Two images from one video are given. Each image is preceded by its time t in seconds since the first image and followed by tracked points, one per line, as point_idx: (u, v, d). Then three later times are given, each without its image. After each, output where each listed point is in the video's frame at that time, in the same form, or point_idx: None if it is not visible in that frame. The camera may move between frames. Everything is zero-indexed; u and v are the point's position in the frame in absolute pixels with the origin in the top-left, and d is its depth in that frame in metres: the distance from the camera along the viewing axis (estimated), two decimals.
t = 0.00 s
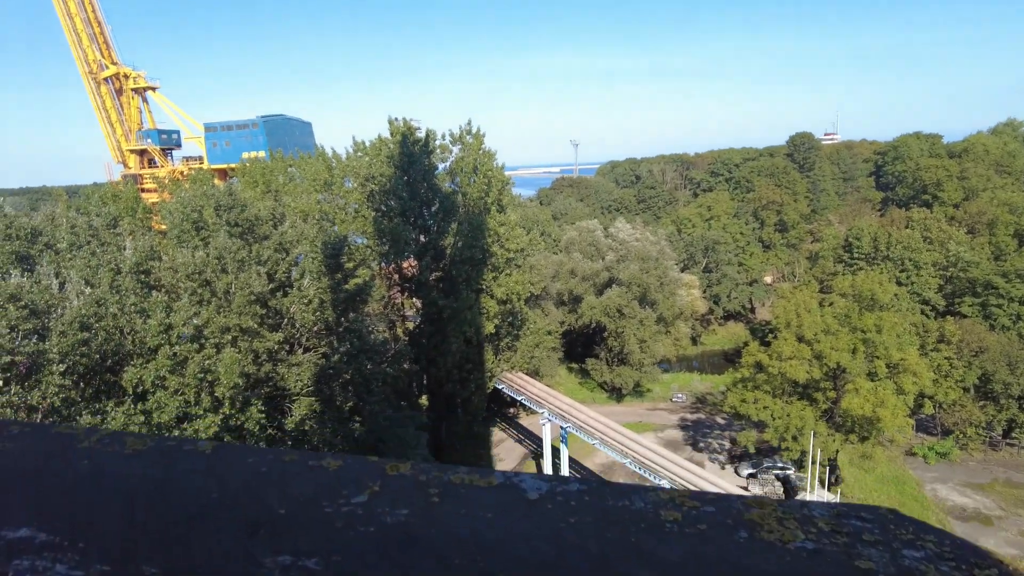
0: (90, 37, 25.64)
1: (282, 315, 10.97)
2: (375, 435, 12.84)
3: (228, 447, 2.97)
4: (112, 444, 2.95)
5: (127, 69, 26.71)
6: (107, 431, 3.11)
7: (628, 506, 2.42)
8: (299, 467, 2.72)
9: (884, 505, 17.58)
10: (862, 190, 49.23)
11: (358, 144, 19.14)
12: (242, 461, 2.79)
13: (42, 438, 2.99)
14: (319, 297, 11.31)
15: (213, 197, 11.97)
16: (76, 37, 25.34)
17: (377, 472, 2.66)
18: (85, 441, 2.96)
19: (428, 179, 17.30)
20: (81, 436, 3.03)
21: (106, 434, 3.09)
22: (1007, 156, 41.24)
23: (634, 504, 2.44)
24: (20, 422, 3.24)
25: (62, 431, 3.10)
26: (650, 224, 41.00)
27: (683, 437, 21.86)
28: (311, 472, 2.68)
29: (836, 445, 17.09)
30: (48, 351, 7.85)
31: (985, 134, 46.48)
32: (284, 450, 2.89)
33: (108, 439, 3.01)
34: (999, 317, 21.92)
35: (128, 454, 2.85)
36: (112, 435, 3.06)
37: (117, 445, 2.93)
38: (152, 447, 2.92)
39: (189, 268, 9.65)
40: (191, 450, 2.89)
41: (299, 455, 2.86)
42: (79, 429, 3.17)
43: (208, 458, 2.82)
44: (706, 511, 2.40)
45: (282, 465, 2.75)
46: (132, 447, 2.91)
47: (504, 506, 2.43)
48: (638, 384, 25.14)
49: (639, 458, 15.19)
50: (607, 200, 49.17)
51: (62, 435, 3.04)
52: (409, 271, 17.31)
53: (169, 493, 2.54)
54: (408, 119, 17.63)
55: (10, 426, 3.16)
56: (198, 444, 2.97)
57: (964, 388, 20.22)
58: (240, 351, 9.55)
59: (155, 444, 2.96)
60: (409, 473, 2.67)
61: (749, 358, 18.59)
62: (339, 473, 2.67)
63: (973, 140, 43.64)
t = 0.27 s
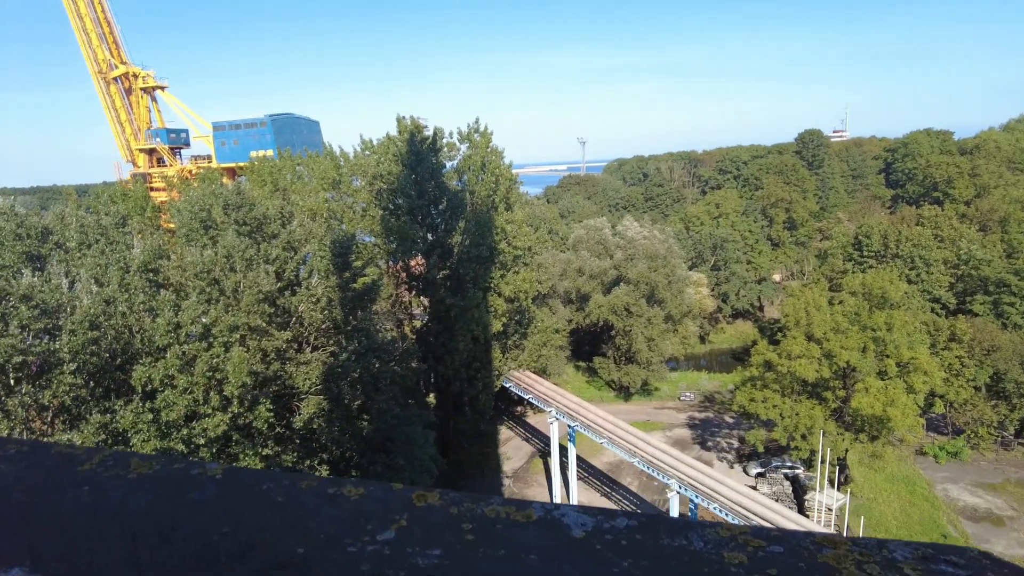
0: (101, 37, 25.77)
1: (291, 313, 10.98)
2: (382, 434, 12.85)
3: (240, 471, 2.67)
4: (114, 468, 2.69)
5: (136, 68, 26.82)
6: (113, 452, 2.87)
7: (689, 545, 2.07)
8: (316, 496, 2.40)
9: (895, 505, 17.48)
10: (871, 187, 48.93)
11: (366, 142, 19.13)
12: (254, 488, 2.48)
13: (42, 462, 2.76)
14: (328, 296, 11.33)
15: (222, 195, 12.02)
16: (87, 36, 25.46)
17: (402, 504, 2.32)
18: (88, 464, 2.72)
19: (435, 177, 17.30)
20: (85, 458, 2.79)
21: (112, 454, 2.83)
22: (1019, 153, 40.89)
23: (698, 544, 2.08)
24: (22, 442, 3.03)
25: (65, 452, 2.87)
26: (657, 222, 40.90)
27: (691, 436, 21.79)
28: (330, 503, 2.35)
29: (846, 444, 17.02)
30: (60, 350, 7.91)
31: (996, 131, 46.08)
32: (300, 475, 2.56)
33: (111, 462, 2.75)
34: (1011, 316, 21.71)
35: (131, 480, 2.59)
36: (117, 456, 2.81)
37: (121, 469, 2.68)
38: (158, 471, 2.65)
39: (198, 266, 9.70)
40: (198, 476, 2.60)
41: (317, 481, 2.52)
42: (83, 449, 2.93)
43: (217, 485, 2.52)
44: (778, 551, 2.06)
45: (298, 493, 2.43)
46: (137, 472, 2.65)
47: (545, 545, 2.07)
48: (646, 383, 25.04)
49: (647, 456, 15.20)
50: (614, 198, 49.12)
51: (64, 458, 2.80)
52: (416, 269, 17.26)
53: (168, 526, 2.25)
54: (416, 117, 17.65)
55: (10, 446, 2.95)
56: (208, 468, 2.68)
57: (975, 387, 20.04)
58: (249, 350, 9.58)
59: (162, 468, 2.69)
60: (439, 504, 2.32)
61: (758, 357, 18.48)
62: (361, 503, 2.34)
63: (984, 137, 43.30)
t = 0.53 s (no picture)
0: (107, 38, 25.88)
1: (297, 313, 10.98)
2: (387, 433, 12.88)
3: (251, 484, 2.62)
4: (119, 480, 2.63)
5: (142, 69, 26.92)
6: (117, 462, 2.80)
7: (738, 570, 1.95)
8: (333, 513, 2.33)
9: (901, 506, 17.42)
10: (878, 186, 48.71)
11: (371, 142, 19.12)
12: (267, 503, 2.42)
13: (45, 472, 2.70)
14: (333, 295, 11.32)
15: (228, 194, 12.03)
16: (93, 37, 25.59)
17: (426, 522, 2.24)
18: (93, 477, 2.66)
19: (440, 176, 17.32)
20: (88, 469, 2.73)
21: (116, 465, 2.78)
22: None
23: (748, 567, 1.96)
24: (24, 451, 2.97)
25: (67, 462, 2.80)
26: (663, 222, 40.77)
27: (696, 436, 21.75)
28: (348, 519, 2.29)
29: (852, 445, 16.96)
30: (66, 350, 7.91)
31: (1004, 130, 45.76)
32: (314, 489, 2.51)
33: (116, 473, 2.69)
34: (1019, 315, 21.57)
35: (137, 492, 2.53)
36: (121, 467, 2.75)
37: (126, 481, 2.62)
38: (165, 484, 2.59)
39: (204, 266, 9.71)
40: (208, 489, 2.54)
41: (333, 496, 2.48)
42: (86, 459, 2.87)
43: (227, 499, 2.47)
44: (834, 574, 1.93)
45: (314, 509, 2.37)
46: (142, 484, 2.59)
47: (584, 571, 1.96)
48: (650, 383, 25.01)
49: (652, 457, 15.15)
50: (619, 197, 49.05)
51: (66, 468, 2.73)
52: (421, 269, 17.32)
53: (179, 547, 2.19)
54: (422, 117, 17.68)
55: (11, 456, 2.88)
56: (217, 480, 2.63)
57: (983, 387, 19.93)
58: (254, 349, 9.59)
59: (168, 480, 2.63)
60: (467, 522, 2.23)
61: (764, 357, 18.41)
62: (383, 520, 2.27)
63: (992, 136, 42.98)
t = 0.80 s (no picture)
0: (111, 37, 25.98)
1: (301, 312, 10.97)
2: (392, 432, 12.89)
3: (267, 493, 2.47)
4: (129, 488, 2.45)
5: (146, 68, 26.97)
6: (125, 468, 2.63)
7: None
8: (356, 525, 2.19)
9: (906, 505, 17.38)
10: (882, 185, 48.56)
11: (375, 141, 19.11)
12: (286, 514, 2.27)
13: (49, 479, 2.52)
14: (338, 294, 11.32)
15: (232, 193, 12.03)
16: (98, 36, 25.69)
17: (455, 535, 2.11)
18: (101, 483, 2.48)
19: (444, 175, 17.41)
20: (96, 476, 2.55)
21: (125, 471, 2.61)
22: None
23: None
24: (27, 456, 2.80)
25: (73, 467, 2.63)
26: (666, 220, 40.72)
27: (700, 435, 21.72)
28: (373, 531, 2.16)
29: (857, 444, 16.91)
30: (71, 349, 7.92)
31: (1010, 128, 45.55)
32: (334, 497, 2.38)
33: (126, 481, 2.52)
34: None
35: (148, 501, 2.36)
36: (130, 473, 2.58)
37: (136, 489, 2.45)
38: (178, 492, 2.43)
39: (208, 265, 9.72)
40: (223, 499, 2.38)
41: (356, 506, 2.34)
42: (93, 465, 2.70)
43: (243, 509, 2.31)
44: None
45: (336, 520, 2.22)
46: (155, 492, 2.42)
47: None
48: (654, 382, 24.98)
49: (654, 455, 15.18)
50: (623, 195, 49.01)
51: (72, 474, 2.57)
52: (425, 268, 17.38)
53: (193, 560, 2.02)
54: (426, 115, 17.69)
55: (14, 460, 2.71)
56: (232, 489, 2.47)
57: (989, 387, 19.86)
58: (259, 348, 9.58)
59: (182, 488, 2.46)
60: (498, 535, 2.11)
61: (768, 356, 18.35)
62: (410, 532, 2.14)
63: (998, 134, 42.83)
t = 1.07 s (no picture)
0: (116, 35, 26.07)
1: (306, 309, 10.99)
2: (396, 429, 12.88)
3: (304, 498, 2.40)
4: (159, 493, 2.40)
5: (151, 65, 27.00)
6: (153, 472, 2.58)
7: None
8: (400, 533, 2.10)
9: (911, 503, 17.34)
10: (887, 182, 48.36)
11: (379, 138, 19.11)
12: (326, 521, 2.19)
13: (77, 481, 2.48)
14: (342, 291, 11.34)
15: (236, 190, 12.05)
16: (102, 34, 25.80)
17: (507, 544, 2.00)
18: (129, 488, 2.43)
19: (448, 172, 17.40)
20: (125, 480, 2.51)
21: (154, 475, 2.56)
22: None
23: None
24: (52, 457, 2.75)
25: (100, 471, 2.59)
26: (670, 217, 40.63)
27: (704, 432, 21.71)
28: (419, 539, 2.07)
29: (861, 442, 16.87)
30: (76, 348, 7.92)
31: (1016, 124, 45.27)
32: (374, 504, 2.32)
33: (156, 485, 2.47)
34: None
35: (182, 506, 2.29)
36: (159, 478, 2.53)
37: (168, 494, 2.38)
38: (212, 497, 2.36)
39: (213, 262, 9.74)
40: (260, 504, 2.31)
41: (397, 515, 2.26)
42: (120, 468, 2.65)
43: (281, 515, 2.23)
44: None
45: (379, 528, 2.14)
46: (186, 497, 2.35)
47: None
48: (658, 379, 24.96)
49: (658, 452, 15.19)
50: (626, 192, 48.95)
51: (102, 478, 2.52)
52: (429, 266, 17.40)
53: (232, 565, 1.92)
54: (430, 112, 17.69)
55: (38, 463, 2.66)
56: (267, 494, 2.40)
57: (995, 385, 19.78)
58: (264, 345, 9.60)
59: (215, 493, 2.41)
60: (555, 545, 1.99)
61: (773, 353, 18.31)
62: (458, 541, 2.05)
63: (1004, 131, 42.57)
